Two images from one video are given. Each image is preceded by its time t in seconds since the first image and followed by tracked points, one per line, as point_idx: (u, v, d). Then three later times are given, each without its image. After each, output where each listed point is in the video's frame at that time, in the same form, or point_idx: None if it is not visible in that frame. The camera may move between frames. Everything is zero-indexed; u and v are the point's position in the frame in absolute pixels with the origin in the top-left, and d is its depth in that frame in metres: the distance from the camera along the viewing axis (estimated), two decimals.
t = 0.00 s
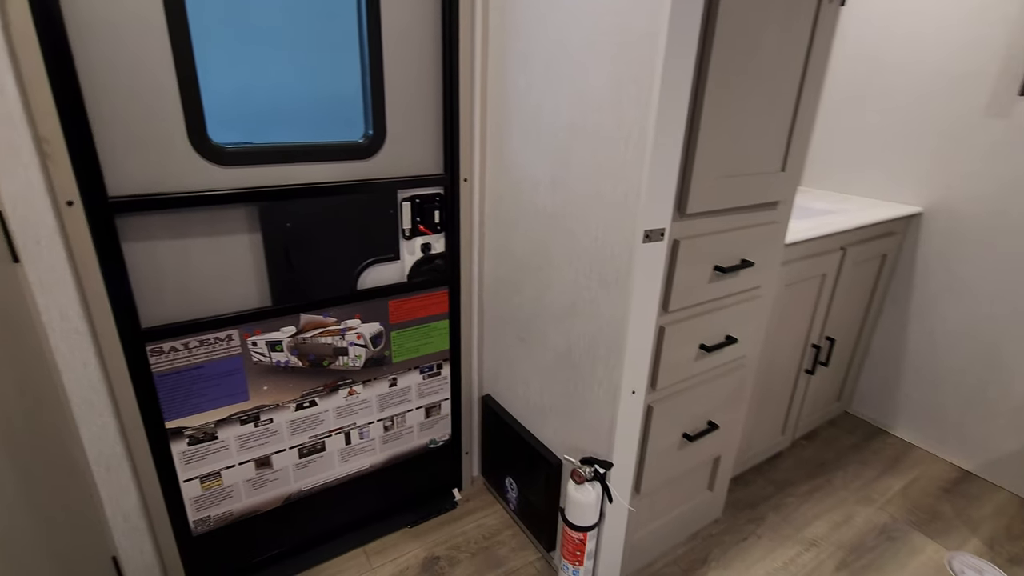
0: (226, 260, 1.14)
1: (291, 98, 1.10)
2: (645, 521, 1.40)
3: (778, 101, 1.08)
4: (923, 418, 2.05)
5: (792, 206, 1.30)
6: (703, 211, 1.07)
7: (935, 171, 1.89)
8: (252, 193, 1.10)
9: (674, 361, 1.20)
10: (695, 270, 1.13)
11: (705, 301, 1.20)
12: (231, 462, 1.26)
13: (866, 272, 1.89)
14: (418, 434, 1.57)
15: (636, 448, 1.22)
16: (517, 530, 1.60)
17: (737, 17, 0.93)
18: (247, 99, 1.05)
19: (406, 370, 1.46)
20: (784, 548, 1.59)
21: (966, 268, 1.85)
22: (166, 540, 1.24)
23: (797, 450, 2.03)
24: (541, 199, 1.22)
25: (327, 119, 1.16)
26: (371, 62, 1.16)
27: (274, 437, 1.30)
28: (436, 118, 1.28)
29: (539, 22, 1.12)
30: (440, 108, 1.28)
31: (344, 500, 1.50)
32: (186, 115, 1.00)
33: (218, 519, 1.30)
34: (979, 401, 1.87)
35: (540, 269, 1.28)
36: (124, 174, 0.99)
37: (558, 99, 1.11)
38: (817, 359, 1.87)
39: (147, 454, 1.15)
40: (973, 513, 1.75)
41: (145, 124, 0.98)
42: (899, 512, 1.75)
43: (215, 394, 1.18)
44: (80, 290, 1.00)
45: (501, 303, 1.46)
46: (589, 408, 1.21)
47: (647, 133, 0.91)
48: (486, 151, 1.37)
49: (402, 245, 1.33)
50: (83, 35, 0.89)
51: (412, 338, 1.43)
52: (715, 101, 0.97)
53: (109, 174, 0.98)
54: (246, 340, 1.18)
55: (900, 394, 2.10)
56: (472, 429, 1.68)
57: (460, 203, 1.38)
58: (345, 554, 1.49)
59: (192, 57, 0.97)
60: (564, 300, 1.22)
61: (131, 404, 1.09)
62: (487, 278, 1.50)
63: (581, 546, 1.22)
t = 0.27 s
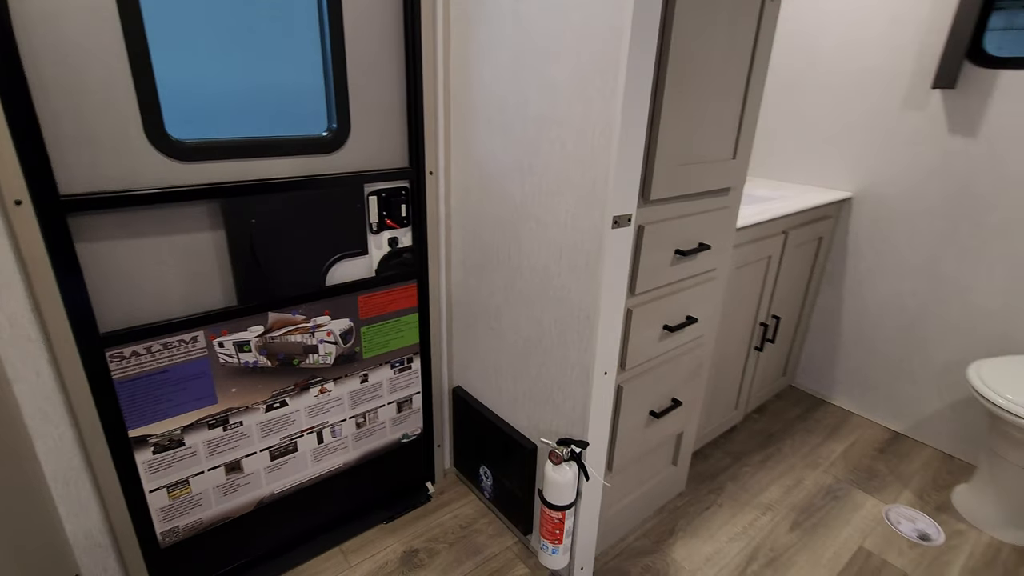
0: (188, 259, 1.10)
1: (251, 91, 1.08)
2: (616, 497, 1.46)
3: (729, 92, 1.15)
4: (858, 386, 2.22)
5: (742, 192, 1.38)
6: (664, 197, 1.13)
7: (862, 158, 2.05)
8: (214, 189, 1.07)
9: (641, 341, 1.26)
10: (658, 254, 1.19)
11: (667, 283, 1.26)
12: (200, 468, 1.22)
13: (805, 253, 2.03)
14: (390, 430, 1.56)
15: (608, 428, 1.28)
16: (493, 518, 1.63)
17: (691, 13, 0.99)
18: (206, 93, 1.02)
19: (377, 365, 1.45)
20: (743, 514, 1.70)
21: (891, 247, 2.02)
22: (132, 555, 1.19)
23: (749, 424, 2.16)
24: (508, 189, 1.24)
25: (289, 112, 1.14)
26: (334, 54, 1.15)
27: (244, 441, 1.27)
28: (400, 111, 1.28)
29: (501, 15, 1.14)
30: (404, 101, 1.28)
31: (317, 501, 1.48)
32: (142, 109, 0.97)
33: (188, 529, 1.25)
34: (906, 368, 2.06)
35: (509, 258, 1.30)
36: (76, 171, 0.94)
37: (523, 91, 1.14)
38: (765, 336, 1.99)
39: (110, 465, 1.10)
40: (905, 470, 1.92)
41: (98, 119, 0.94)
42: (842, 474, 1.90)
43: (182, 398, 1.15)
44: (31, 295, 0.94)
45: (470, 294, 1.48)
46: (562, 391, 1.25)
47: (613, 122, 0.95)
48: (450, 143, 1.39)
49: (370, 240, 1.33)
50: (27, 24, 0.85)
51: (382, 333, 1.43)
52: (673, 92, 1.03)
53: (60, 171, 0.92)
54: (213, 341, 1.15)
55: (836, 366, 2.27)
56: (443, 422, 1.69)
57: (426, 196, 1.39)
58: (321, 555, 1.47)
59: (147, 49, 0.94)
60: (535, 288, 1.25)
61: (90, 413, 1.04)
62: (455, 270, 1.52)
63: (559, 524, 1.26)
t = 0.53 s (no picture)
0: (164, 263, 1.06)
1: (226, 88, 1.05)
2: (600, 481, 1.50)
3: (698, 88, 1.21)
4: (811, 364, 2.37)
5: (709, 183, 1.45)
6: (642, 190, 1.18)
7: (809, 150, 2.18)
8: (191, 190, 1.04)
9: (622, 329, 1.31)
10: (636, 244, 1.24)
11: (645, 272, 1.32)
12: (181, 480, 1.18)
13: (761, 241, 2.15)
14: (374, 430, 1.55)
15: (594, 414, 1.32)
16: (479, 511, 1.64)
17: (665, 12, 1.04)
18: (180, 90, 0.99)
19: (359, 365, 1.44)
20: (715, 490, 1.79)
21: (837, 233, 2.17)
22: None
23: (715, 405, 2.27)
24: (490, 184, 1.26)
25: (265, 109, 1.12)
26: (311, 49, 1.13)
27: (226, 449, 1.24)
28: (377, 107, 1.27)
29: (480, 12, 1.15)
30: (381, 97, 1.27)
31: (302, 506, 1.45)
32: (112, 107, 0.92)
33: (169, 544, 1.21)
34: (853, 345, 2.21)
35: (491, 252, 1.32)
36: (43, 173, 0.89)
37: (504, 88, 1.15)
38: (728, 321, 2.09)
39: (86, 482, 1.04)
40: (856, 439, 2.07)
41: (65, 118, 0.89)
42: (802, 446, 2.03)
43: (161, 408, 1.11)
44: None
45: (450, 290, 1.49)
46: (549, 381, 1.28)
47: (598, 117, 0.99)
48: (427, 140, 1.39)
49: (350, 239, 1.31)
50: None
51: (364, 332, 1.42)
52: (649, 88, 1.07)
53: (26, 174, 0.87)
54: (192, 347, 1.12)
55: (791, 346, 2.41)
56: (424, 419, 1.69)
57: (404, 193, 1.39)
58: (308, 560, 1.45)
59: (116, 44, 0.90)
60: (519, 281, 1.27)
61: (65, 429, 0.99)
62: (434, 267, 1.52)
63: (550, 511, 1.30)
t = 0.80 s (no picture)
0: (153, 263, 1.03)
1: (214, 82, 1.03)
2: (591, 466, 1.54)
3: (679, 82, 1.26)
4: (778, 347, 2.48)
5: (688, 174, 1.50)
6: (631, 180, 1.22)
7: (773, 142, 2.28)
8: (180, 187, 1.01)
9: (612, 316, 1.35)
10: (625, 234, 1.28)
11: (632, 261, 1.36)
12: (174, 485, 1.15)
13: (731, 230, 2.23)
14: (365, 427, 1.54)
15: (587, 400, 1.35)
16: (472, 502, 1.66)
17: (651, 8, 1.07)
18: (167, 84, 0.96)
19: (350, 362, 1.43)
20: (697, 469, 1.86)
21: (801, 221, 2.27)
22: None
23: (691, 389, 2.35)
24: (481, 177, 1.27)
25: (253, 103, 1.10)
26: (298, 41, 1.11)
27: (219, 452, 1.21)
28: (365, 101, 1.26)
29: (469, 6, 1.16)
30: (368, 91, 1.26)
31: (295, 507, 1.43)
32: (97, 102, 0.89)
33: (163, 552, 1.18)
34: (817, 327, 2.33)
35: (483, 245, 1.33)
36: (25, 169, 0.85)
37: (495, 81, 1.17)
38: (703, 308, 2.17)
39: (76, 492, 1.00)
40: (823, 415, 2.19)
41: (48, 112, 0.85)
42: (775, 424, 2.13)
43: (152, 412, 1.07)
44: None
45: (440, 284, 1.49)
46: (544, 370, 1.30)
47: (592, 109, 1.02)
48: (414, 134, 1.38)
49: (339, 235, 1.30)
50: None
51: (354, 329, 1.41)
52: (637, 82, 1.11)
53: (8, 172, 0.83)
54: (183, 349, 1.09)
55: (760, 331, 2.52)
56: (414, 414, 1.69)
57: (392, 188, 1.38)
58: (303, 561, 1.43)
59: (101, 36, 0.87)
60: (512, 272, 1.29)
61: (53, 437, 0.95)
62: (422, 262, 1.52)
63: (549, 496, 1.33)
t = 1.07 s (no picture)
0: (138, 262, 1.00)
1: (195, 76, 1.01)
2: (579, 453, 1.58)
3: (657, 76, 1.31)
4: (748, 333, 2.58)
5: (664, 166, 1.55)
6: (614, 172, 1.26)
7: (739, 135, 2.36)
8: (166, 183, 0.98)
9: (597, 305, 1.39)
10: (609, 224, 1.31)
11: (615, 251, 1.40)
12: (163, 489, 1.13)
13: (702, 220, 2.31)
14: (354, 424, 1.54)
15: (576, 388, 1.39)
16: (462, 495, 1.67)
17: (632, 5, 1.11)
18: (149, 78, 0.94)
19: (338, 359, 1.42)
20: (678, 452, 1.92)
21: (767, 211, 2.37)
22: None
23: (667, 376, 2.42)
24: (467, 171, 1.29)
25: (236, 99, 1.08)
26: (281, 35, 1.10)
27: (209, 453, 1.19)
28: (348, 96, 1.26)
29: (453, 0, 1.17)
30: (352, 86, 1.26)
31: (285, 507, 1.42)
32: (78, 96, 0.86)
33: (153, 558, 1.15)
34: (785, 312, 2.44)
35: (470, 238, 1.35)
36: (5, 166, 0.82)
37: (480, 76, 1.18)
38: (677, 297, 2.24)
39: (64, 500, 0.97)
40: (792, 396, 2.29)
41: (29, 107, 0.82)
42: (748, 406, 2.21)
43: (141, 415, 1.05)
44: None
45: (426, 279, 1.50)
46: (534, 360, 1.33)
47: (580, 102, 1.05)
48: (397, 129, 1.39)
49: (325, 231, 1.29)
50: None
51: (341, 325, 1.40)
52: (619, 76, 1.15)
53: None
54: (171, 350, 1.07)
55: (730, 318, 2.61)
56: (401, 410, 1.69)
57: (377, 183, 1.38)
58: (295, 561, 1.42)
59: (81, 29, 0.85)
60: (500, 264, 1.31)
61: (39, 444, 0.92)
62: (407, 257, 1.52)
63: (541, 483, 1.36)
